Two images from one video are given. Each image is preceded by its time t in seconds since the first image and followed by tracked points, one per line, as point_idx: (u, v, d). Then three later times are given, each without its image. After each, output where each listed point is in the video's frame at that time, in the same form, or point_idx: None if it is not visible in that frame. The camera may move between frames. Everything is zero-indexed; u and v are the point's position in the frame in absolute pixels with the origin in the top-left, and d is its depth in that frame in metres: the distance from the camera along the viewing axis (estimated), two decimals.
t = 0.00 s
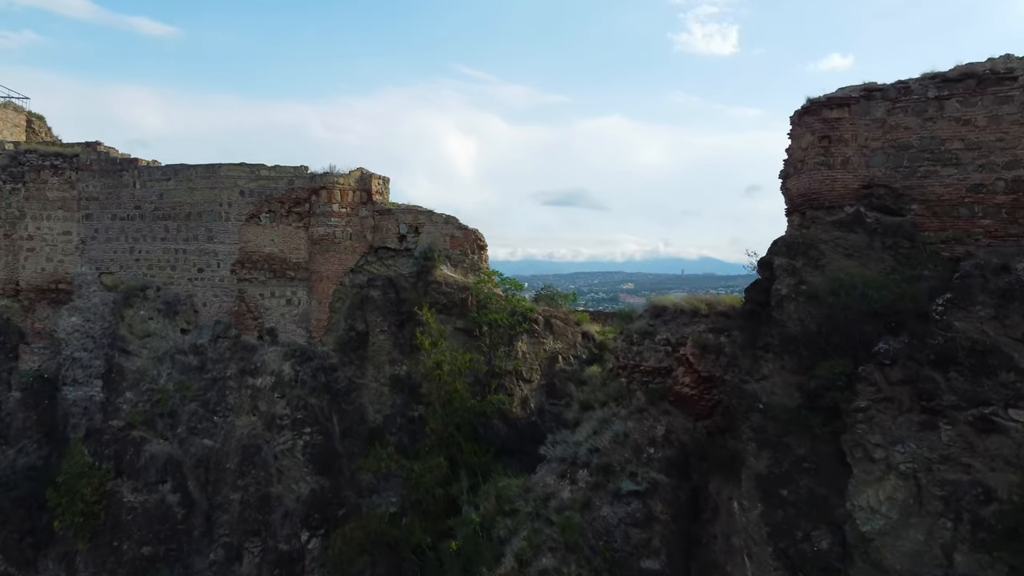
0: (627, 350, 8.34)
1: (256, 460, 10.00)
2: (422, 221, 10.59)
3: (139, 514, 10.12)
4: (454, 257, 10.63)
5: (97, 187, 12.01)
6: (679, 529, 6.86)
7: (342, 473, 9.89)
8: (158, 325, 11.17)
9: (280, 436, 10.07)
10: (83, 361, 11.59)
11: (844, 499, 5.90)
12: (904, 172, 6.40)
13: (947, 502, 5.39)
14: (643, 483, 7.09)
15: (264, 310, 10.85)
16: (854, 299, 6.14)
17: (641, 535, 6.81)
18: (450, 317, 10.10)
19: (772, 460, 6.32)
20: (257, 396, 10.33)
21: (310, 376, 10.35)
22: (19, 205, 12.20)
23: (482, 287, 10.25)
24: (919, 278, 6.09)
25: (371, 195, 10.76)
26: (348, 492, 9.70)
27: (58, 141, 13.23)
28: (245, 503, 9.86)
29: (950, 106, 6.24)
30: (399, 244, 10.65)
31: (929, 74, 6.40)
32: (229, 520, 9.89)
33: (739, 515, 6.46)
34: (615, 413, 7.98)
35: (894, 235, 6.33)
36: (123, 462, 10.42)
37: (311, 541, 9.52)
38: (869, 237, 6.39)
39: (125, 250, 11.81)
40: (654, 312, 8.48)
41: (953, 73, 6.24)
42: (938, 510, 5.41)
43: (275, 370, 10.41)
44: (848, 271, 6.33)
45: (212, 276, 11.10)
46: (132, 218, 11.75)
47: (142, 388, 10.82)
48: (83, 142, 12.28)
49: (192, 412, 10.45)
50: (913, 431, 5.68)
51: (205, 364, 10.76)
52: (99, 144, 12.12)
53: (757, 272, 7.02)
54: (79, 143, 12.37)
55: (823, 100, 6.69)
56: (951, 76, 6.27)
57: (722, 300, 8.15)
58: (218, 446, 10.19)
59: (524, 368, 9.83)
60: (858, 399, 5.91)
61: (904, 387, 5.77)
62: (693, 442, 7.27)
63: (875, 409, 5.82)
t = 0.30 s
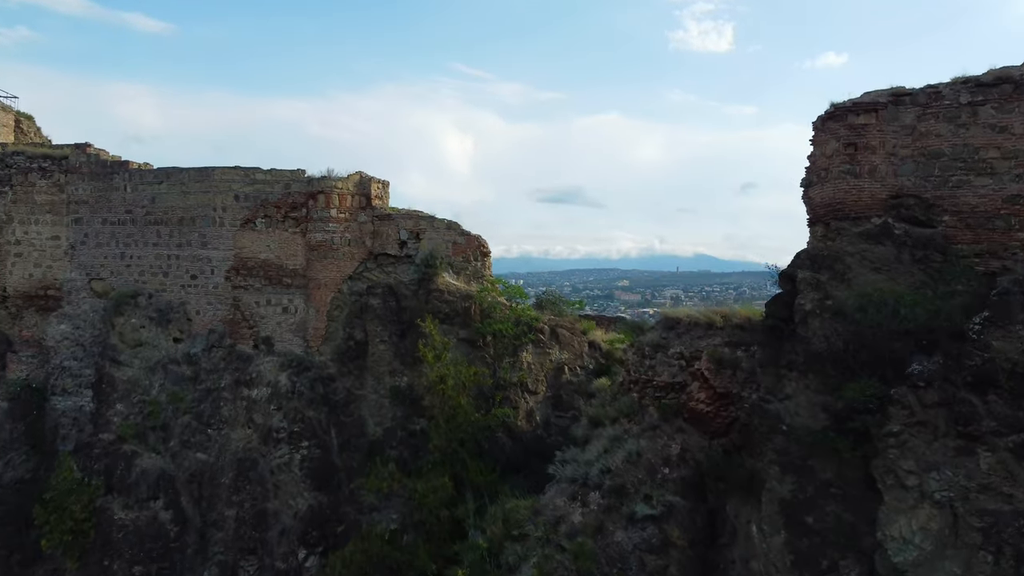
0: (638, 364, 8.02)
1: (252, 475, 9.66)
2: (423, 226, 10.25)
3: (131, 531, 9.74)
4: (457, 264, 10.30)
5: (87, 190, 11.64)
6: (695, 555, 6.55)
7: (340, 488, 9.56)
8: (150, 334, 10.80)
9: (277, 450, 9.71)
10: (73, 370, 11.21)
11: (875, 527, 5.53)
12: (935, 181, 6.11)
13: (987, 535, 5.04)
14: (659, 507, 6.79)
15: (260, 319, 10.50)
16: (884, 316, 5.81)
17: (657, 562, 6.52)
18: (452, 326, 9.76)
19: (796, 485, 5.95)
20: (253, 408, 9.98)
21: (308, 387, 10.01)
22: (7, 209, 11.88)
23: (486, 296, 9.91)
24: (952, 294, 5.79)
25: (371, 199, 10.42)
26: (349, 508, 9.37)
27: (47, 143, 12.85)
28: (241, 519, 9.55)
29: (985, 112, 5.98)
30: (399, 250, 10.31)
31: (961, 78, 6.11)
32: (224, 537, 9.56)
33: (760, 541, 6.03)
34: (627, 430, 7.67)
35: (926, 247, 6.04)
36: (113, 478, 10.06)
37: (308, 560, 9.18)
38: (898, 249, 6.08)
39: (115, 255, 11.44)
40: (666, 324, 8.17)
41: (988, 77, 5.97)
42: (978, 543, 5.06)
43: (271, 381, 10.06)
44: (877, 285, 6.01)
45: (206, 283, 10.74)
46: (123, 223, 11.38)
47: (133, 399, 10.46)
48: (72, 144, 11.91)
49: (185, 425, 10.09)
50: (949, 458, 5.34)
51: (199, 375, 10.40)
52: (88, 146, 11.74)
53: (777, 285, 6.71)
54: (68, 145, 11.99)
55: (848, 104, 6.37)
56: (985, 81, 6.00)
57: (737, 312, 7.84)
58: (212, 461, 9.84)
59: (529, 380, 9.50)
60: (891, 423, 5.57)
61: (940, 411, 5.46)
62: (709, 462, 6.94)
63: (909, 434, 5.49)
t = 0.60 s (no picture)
0: (650, 380, 7.68)
1: (248, 491, 9.34)
2: (424, 233, 9.92)
3: (122, 549, 9.47)
4: (459, 272, 9.98)
5: (76, 194, 11.28)
6: None
7: (340, 504, 9.25)
8: (141, 343, 10.45)
9: (273, 464, 9.40)
10: (61, 380, 10.81)
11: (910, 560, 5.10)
12: (969, 193, 5.80)
13: None
14: (676, 533, 6.44)
15: (255, 328, 10.16)
16: (914, 334, 5.55)
17: None
18: (455, 337, 9.48)
19: (822, 513, 5.60)
20: (248, 421, 9.65)
21: (305, 399, 9.68)
22: None
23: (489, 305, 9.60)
24: (989, 311, 5.50)
25: (370, 205, 10.11)
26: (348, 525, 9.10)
27: (36, 144, 12.47)
28: (236, 537, 9.24)
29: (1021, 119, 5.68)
30: (400, 258, 9.98)
31: (994, 85, 5.85)
32: (219, 555, 9.26)
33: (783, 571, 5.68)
34: (640, 449, 7.34)
35: (959, 261, 5.74)
36: (103, 494, 9.72)
37: None
38: (929, 264, 5.80)
39: (106, 261, 11.10)
40: (680, 338, 7.85)
41: None
42: None
43: (267, 393, 9.71)
44: (908, 301, 5.70)
45: (199, 291, 10.39)
46: (114, 228, 11.03)
47: (123, 412, 10.10)
48: (61, 146, 11.54)
49: (178, 438, 9.75)
50: (990, 488, 4.96)
51: (192, 386, 10.04)
52: (77, 148, 11.37)
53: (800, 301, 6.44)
54: (57, 147, 11.62)
55: (876, 110, 6.07)
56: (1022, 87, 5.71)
57: (753, 325, 7.54)
58: (206, 476, 9.49)
59: (534, 393, 9.17)
60: (926, 451, 5.22)
61: (978, 438, 5.10)
62: (726, 484, 6.68)
63: (945, 462, 5.14)
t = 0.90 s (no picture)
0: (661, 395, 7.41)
1: (243, 508, 9.00)
2: (426, 239, 9.60)
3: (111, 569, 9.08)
4: (462, 280, 9.63)
5: (65, 197, 10.91)
6: None
7: (338, 521, 8.89)
8: (133, 353, 10.11)
9: (269, 479, 9.08)
10: (50, 390, 10.39)
11: None
12: (1004, 205, 5.53)
13: None
14: (693, 560, 6.17)
15: (250, 338, 9.83)
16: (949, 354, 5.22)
17: None
18: (457, 348, 9.16)
19: (851, 543, 5.28)
20: (243, 434, 9.32)
21: (303, 412, 9.37)
22: None
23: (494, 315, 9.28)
24: None
25: (370, 211, 9.76)
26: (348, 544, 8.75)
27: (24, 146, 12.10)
28: (231, 556, 8.90)
29: None
30: (400, 265, 9.66)
31: None
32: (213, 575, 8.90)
33: None
34: (654, 469, 6.96)
35: (994, 277, 5.46)
36: (93, 511, 9.38)
37: None
38: (963, 279, 5.50)
39: (96, 268, 10.76)
40: (694, 352, 7.54)
41: None
42: None
43: (263, 406, 9.40)
44: (941, 319, 5.42)
45: (193, 299, 10.05)
46: (104, 233, 10.68)
47: (114, 425, 9.75)
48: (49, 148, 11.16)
49: (171, 452, 9.42)
50: None
51: (185, 399, 9.71)
52: (66, 150, 11.00)
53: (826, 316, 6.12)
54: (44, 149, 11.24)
55: (904, 116, 5.80)
56: None
57: (772, 339, 7.29)
58: (200, 492, 9.17)
59: (540, 406, 8.82)
60: (966, 481, 4.89)
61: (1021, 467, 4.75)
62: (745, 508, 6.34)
63: (985, 492, 4.79)
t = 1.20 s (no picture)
0: (675, 412, 7.05)
1: (237, 526, 8.67)
2: (427, 246, 9.32)
3: None
4: (464, 288, 9.38)
5: (53, 202, 10.55)
6: None
7: (336, 538, 8.61)
8: (123, 364, 9.76)
9: (264, 496, 8.73)
10: (37, 401, 9.95)
11: None
12: None
13: None
14: None
15: (245, 348, 9.48)
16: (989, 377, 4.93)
17: None
18: (459, 360, 8.86)
19: None
20: (238, 449, 8.97)
21: (299, 425, 9.04)
22: None
23: (498, 325, 8.91)
24: None
25: (369, 218, 9.46)
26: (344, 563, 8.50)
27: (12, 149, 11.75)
28: None
29: None
30: (400, 273, 9.37)
31: None
32: None
33: None
34: (668, 491, 6.72)
35: None
36: (81, 531, 9.08)
37: None
38: (1001, 297, 5.21)
39: (85, 275, 10.42)
40: (708, 368, 7.22)
41: None
42: None
43: (258, 419, 9.04)
44: (975, 338, 5.14)
45: (185, 308, 9.71)
46: (94, 239, 10.33)
47: (104, 439, 9.41)
48: (36, 151, 10.80)
49: (163, 468, 9.09)
50: None
51: (178, 411, 9.37)
52: (54, 153, 10.64)
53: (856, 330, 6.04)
54: (32, 151, 10.87)
55: (938, 123, 5.53)
56: None
57: (792, 355, 6.98)
58: (194, 508, 8.84)
59: (546, 420, 8.55)
60: (1009, 516, 4.51)
61: None
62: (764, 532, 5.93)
63: None
